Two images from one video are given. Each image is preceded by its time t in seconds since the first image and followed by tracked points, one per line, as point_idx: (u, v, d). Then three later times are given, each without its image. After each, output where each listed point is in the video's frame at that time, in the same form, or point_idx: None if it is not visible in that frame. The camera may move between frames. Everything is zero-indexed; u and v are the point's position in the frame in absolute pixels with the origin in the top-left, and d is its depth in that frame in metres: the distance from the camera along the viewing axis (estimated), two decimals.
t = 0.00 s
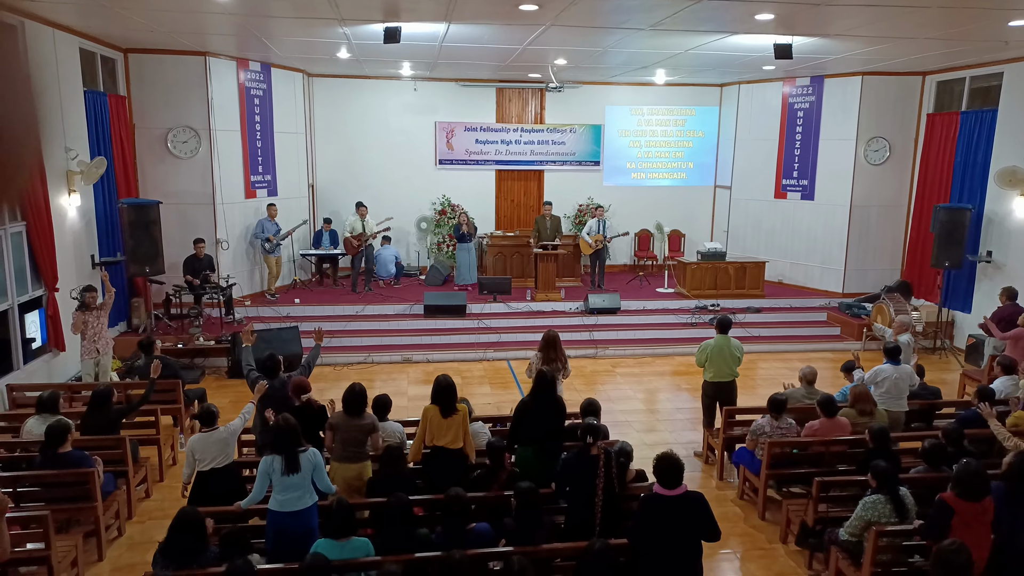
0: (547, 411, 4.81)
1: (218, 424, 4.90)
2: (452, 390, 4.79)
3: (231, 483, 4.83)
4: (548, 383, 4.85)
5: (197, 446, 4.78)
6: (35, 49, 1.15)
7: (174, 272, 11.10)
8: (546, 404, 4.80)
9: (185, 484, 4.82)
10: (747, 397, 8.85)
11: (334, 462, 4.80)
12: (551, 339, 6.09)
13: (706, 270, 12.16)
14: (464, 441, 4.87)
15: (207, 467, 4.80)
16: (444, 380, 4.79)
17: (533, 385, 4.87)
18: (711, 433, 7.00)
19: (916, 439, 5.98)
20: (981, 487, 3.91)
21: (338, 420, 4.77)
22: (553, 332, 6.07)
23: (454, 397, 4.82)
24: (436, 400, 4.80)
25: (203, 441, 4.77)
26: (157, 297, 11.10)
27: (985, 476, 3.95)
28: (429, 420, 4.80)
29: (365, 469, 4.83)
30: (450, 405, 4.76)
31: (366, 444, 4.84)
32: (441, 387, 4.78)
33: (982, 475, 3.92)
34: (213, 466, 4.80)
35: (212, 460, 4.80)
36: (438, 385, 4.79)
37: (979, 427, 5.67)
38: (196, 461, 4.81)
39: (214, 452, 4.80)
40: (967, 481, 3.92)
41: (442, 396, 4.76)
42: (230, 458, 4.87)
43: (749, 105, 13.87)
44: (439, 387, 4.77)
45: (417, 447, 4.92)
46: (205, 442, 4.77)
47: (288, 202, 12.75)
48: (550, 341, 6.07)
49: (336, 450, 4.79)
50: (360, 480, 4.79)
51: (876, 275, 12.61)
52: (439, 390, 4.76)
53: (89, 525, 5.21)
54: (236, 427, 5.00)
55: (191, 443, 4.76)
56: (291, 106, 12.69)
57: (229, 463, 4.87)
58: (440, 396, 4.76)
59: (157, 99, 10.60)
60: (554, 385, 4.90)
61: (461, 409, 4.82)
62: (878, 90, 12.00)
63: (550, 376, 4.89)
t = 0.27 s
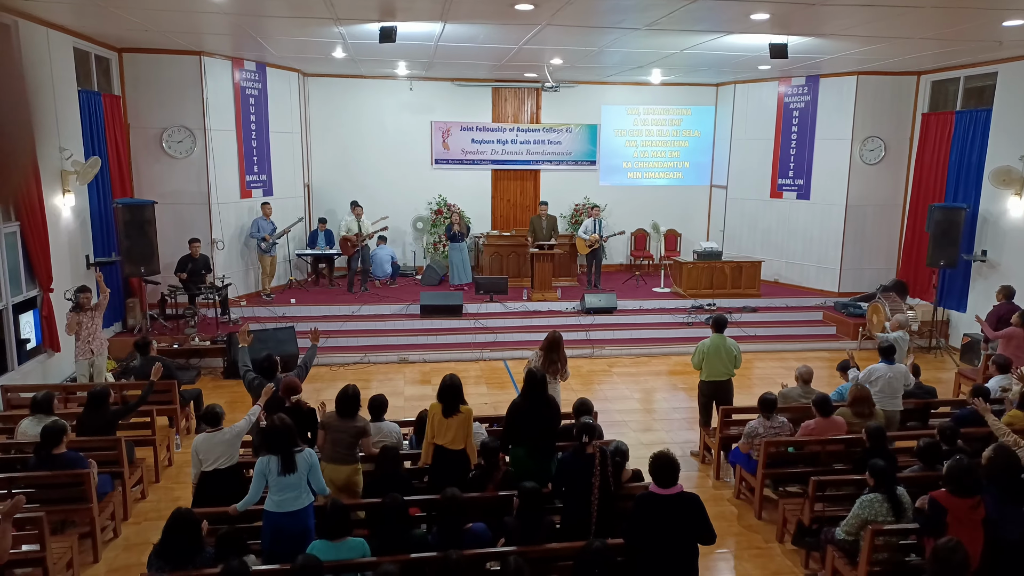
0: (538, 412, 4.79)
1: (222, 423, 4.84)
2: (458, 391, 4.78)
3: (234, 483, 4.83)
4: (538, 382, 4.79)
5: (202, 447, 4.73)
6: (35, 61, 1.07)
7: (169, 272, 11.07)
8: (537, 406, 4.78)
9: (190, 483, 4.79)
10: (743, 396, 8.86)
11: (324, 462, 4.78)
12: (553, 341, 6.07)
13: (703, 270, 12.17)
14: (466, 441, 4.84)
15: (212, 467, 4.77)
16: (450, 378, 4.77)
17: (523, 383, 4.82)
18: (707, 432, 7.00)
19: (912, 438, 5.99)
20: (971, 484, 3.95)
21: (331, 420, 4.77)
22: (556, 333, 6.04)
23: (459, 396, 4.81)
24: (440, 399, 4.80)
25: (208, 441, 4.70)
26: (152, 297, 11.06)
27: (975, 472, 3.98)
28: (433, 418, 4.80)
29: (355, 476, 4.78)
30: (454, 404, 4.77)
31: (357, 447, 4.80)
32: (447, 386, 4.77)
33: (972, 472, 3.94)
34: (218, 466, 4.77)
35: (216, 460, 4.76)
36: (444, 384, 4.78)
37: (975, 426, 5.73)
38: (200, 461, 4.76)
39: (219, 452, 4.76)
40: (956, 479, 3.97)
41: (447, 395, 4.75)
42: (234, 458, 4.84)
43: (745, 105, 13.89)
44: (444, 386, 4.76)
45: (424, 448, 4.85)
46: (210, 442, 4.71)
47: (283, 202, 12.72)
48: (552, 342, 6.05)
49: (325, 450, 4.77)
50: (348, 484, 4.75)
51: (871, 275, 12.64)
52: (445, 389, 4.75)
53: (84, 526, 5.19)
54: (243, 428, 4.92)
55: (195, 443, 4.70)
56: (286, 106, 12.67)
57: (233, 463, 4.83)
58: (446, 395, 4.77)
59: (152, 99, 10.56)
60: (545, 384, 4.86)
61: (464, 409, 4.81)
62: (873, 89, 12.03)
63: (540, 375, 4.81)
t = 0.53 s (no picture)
0: (538, 413, 4.80)
1: (227, 424, 4.83)
2: (464, 392, 4.77)
3: (236, 484, 4.84)
4: (539, 383, 4.87)
5: (205, 447, 4.73)
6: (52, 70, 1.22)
7: (167, 273, 11.06)
8: (536, 402, 4.82)
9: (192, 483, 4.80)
10: (742, 397, 8.87)
11: (323, 463, 4.80)
12: (553, 342, 6.07)
13: (701, 270, 12.18)
14: (468, 442, 4.85)
15: (215, 467, 4.77)
16: (456, 379, 4.76)
17: (523, 384, 4.89)
18: (706, 432, 7.00)
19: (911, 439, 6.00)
20: (960, 480, 3.98)
21: (329, 421, 4.77)
22: (557, 334, 6.07)
23: (464, 397, 4.80)
24: (446, 398, 4.80)
25: (212, 441, 4.70)
26: (150, 298, 11.06)
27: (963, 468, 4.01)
28: (437, 418, 4.82)
29: (353, 474, 4.79)
30: (458, 405, 4.76)
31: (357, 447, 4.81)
32: (453, 387, 4.76)
33: (962, 467, 3.97)
34: (219, 468, 4.76)
35: (219, 461, 4.76)
36: (451, 385, 4.77)
37: (976, 426, 5.69)
38: (203, 461, 4.77)
39: (221, 453, 4.75)
40: (947, 475, 3.98)
41: (452, 396, 4.74)
42: (237, 459, 4.83)
43: (743, 105, 13.90)
44: (450, 387, 4.75)
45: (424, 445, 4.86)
46: (213, 443, 4.71)
47: (282, 202, 12.71)
48: (552, 343, 6.07)
49: (324, 451, 4.78)
50: (345, 484, 4.76)
51: (870, 275, 12.65)
52: (450, 390, 4.74)
53: (83, 527, 5.20)
54: (246, 427, 4.92)
55: (199, 443, 4.71)
56: (285, 106, 12.66)
57: (236, 464, 4.83)
58: (451, 395, 4.75)
59: (150, 99, 10.56)
60: (544, 385, 4.92)
61: (468, 411, 4.78)
62: (871, 90, 12.04)
63: (537, 374, 4.89)
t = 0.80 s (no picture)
0: (537, 412, 4.80)
1: (218, 426, 4.82)
2: (459, 395, 4.74)
3: (229, 486, 4.83)
4: (540, 384, 4.86)
5: (198, 450, 4.70)
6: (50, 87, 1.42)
7: (160, 275, 11.02)
8: (536, 402, 4.83)
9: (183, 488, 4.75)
10: (736, 398, 8.90)
11: (325, 466, 4.80)
12: (546, 343, 6.08)
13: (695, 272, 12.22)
14: (463, 446, 4.83)
15: (206, 470, 4.75)
16: (453, 382, 4.74)
17: (526, 384, 4.90)
18: (701, 434, 7.01)
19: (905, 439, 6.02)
20: (946, 474, 4.04)
21: (325, 424, 4.74)
22: (549, 335, 6.08)
23: (460, 400, 4.77)
24: (441, 400, 4.78)
25: (205, 444, 4.68)
26: (143, 300, 11.01)
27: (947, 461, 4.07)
28: (433, 420, 4.80)
29: (356, 473, 4.82)
30: (454, 408, 4.73)
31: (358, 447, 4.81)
32: (449, 390, 4.74)
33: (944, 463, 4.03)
34: (212, 470, 4.75)
35: (212, 463, 4.75)
36: (447, 387, 4.75)
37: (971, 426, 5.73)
38: (195, 464, 4.74)
39: (214, 456, 4.74)
40: (933, 471, 4.05)
41: (447, 399, 4.72)
42: (229, 461, 4.83)
43: (737, 107, 13.95)
44: (447, 390, 4.73)
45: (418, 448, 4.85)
46: (206, 445, 4.70)
47: (275, 205, 12.68)
48: (544, 344, 6.08)
49: (325, 453, 4.78)
50: (351, 484, 4.78)
51: (863, 277, 12.70)
52: (447, 393, 4.72)
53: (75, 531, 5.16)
54: (236, 429, 4.92)
55: (191, 446, 4.68)
56: (278, 108, 12.64)
57: (228, 466, 4.82)
58: (446, 398, 4.73)
59: (143, 100, 10.52)
60: (546, 386, 4.92)
61: (463, 414, 4.76)
62: (864, 92, 12.10)
63: (539, 375, 4.88)
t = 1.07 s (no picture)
0: (541, 409, 4.82)
1: (209, 426, 4.80)
2: (453, 394, 4.76)
3: (223, 486, 4.81)
4: (549, 384, 4.89)
5: (191, 450, 4.67)
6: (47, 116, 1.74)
7: (159, 275, 11.01)
8: (543, 399, 4.84)
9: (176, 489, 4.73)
10: (735, 398, 8.90)
11: (330, 468, 4.78)
12: (540, 342, 5.97)
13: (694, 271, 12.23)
14: (460, 445, 4.84)
15: (200, 470, 4.74)
16: (447, 381, 4.76)
17: (535, 384, 4.93)
18: (700, 433, 7.01)
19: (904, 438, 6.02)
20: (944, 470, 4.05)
21: (326, 427, 4.71)
22: (541, 334, 5.98)
23: (455, 399, 4.78)
24: (435, 401, 4.78)
25: (198, 444, 4.67)
26: (142, 300, 11.00)
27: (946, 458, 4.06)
28: (427, 422, 4.78)
29: (363, 471, 4.81)
30: (449, 407, 4.73)
31: (361, 446, 4.80)
32: (443, 389, 4.75)
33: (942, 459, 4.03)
34: (206, 470, 4.75)
35: (205, 464, 4.74)
36: (440, 387, 4.77)
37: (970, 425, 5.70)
38: (188, 465, 4.72)
39: (207, 456, 4.73)
40: (931, 468, 4.06)
41: (442, 399, 4.72)
42: (222, 460, 4.82)
43: (736, 107, 13.95)
44: (440, 389, 4.74)
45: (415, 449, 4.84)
46: (200, 446, 4.68)
47: (274, 205, 12.66)
48: (538, 343, 5.98)
49: (331, 455, 4.76)
50: (358, 483, 4.77)
51: (862, 276, 12.71)
52: (440, 393, 4.74)
53: (74, 531, 5.15)
54: (226, 429, 4.93)
55: (185, 447, 4.64)
56: (277, 107, 12.62)
57: (221, 465, 4.82)
58: (441, 398, 4.74)
59: (142, 100, 10.51)
60: (555, 386, 4.95)
61: (458, 413, 4.77)
62: (863, 92, 12.10)
63: (548, 375, 4.93)
